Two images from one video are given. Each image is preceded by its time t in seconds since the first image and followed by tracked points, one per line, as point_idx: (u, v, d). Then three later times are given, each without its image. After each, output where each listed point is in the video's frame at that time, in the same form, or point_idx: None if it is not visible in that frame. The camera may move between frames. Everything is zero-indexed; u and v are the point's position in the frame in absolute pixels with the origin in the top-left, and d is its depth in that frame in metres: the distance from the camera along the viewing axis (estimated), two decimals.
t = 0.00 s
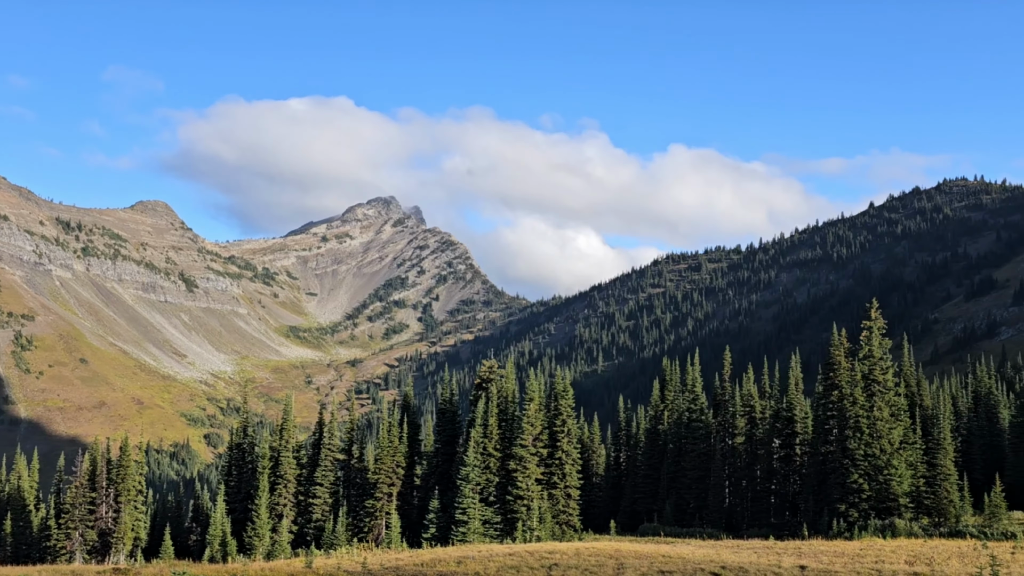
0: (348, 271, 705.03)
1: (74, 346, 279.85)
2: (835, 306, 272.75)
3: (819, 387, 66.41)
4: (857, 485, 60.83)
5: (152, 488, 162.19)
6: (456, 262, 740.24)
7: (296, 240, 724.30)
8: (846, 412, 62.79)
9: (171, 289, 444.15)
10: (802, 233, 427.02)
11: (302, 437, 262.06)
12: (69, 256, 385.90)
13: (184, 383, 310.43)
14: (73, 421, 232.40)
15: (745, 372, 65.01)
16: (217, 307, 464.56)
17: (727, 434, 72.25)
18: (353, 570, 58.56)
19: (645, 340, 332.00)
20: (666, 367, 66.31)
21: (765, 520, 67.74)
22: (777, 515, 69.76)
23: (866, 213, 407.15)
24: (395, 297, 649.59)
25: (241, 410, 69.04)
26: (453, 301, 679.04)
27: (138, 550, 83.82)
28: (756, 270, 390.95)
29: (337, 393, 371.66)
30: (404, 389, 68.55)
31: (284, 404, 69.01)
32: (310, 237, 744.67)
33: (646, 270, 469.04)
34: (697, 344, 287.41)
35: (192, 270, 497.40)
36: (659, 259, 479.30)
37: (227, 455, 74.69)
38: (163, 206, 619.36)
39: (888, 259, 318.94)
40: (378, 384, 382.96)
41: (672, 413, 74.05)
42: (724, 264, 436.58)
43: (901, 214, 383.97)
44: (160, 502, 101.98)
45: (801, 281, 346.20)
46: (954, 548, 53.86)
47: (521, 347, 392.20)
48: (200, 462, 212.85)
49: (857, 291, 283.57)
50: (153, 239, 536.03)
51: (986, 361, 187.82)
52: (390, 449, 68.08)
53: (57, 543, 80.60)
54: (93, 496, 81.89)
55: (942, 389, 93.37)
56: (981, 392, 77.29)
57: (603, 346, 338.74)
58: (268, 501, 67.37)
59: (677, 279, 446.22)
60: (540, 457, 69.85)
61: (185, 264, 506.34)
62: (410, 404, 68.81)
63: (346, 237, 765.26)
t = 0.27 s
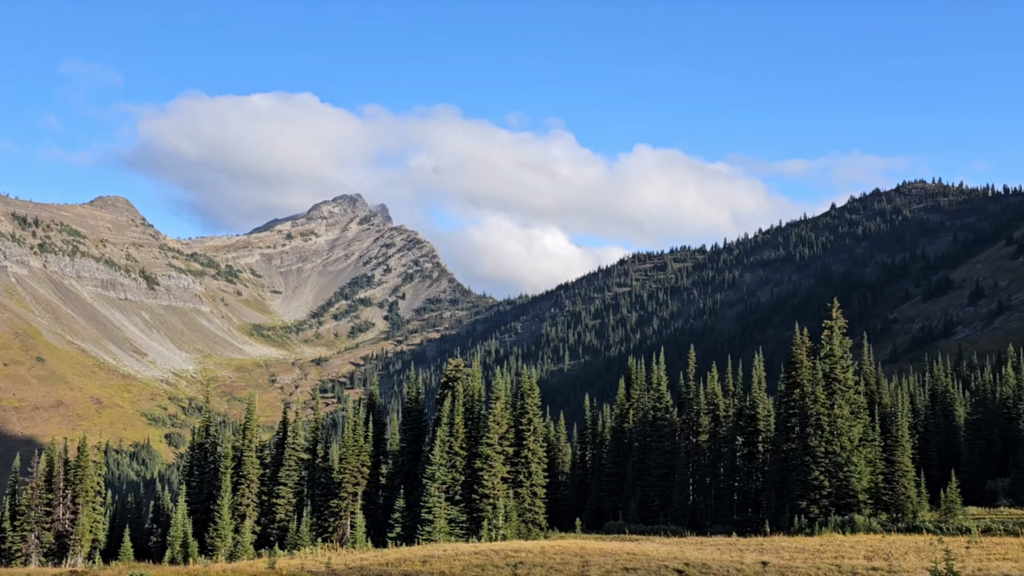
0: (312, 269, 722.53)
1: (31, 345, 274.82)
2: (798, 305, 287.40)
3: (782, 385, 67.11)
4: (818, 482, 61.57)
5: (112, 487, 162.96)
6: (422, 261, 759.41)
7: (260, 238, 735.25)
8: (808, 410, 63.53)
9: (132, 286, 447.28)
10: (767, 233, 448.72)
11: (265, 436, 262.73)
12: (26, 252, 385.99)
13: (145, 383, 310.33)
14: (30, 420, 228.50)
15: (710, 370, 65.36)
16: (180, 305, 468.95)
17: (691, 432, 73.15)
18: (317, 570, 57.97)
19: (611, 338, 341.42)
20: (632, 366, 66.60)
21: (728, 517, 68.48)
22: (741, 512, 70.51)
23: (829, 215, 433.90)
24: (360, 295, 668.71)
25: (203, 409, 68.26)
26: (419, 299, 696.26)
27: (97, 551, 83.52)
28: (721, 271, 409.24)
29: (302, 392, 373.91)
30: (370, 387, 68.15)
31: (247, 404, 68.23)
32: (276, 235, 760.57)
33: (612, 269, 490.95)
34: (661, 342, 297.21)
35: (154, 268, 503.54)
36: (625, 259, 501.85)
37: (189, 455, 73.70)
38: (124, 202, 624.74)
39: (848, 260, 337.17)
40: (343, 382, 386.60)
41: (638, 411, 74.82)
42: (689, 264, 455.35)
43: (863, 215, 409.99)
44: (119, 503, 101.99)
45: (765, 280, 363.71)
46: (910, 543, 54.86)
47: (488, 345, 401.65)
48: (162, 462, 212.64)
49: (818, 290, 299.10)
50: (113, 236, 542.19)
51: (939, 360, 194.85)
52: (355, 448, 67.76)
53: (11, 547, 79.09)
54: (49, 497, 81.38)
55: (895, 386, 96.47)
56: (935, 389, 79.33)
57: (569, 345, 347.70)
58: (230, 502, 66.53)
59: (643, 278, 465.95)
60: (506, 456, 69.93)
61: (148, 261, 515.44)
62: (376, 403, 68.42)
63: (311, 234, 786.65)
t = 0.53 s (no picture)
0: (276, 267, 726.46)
1: None
2: (760, 305, 290.05)
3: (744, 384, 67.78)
4: (779, 478, 62.28)
5: (69, 489, 160.85)
6: (388, 258, 764.11)
7: (223, 234, 750.51)
8: (770, 408, 64.05)
9: (90, 283, 447.74)
10: (732, 233, 459.77)
11: (227, 435, 262.10)
12: None
13: (102, 382, 307.14)
14: None
15: (674, 368, 65.86)
16: (140, 302, 466.81)
17: (656, 430, 73.89)
18: (279, 570, 57.28)
19: (577, 336, 344.75)
20: (598, 365, 67.37)
21: (691, 514, 69.38)
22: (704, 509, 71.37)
23: (792, 215, 445.37)
24: (325, 292, 669.88)
25: (163, 409, 67.17)
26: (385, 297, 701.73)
27: (51, 555, 81.69)
28: (685, 269, 415.09)
29: (264, 390, 372.07)
30: (334, 386, 68.06)
31: (208, 402, 67.30)
32: (240, 232, 769.76)
33: (579, 268, 496.59)
34: (627, 341, 303.18)
35: (113, 265, 503.70)
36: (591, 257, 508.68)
37: (148, 454, 72.52)
38: (82, 198, 618.65)
39: (809, 260, 345.86)
40: (307, 381, 384.85)
41: (602, 410, 76.01)
42: (654, 263, 464.16)
43: (824, 215, 423.25)
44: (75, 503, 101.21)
45: (729, 280, 368.17)
46: (868, 537, 55.79)
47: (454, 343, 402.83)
48: (119, 462, 210.55)
49: (781, 289, 304.49)
50: (70, 232, 542.86)
51: (896, 359, 200.08)
52: (320, 447, 67.35)
53: None
54: (4, 498, 80.50)
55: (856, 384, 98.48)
56: (894, 387, 81.10)
57: (535, 344, 352.03)
58: (190, 502, 65.77)
59: (609, 276, 474.33)
60: (472, 454, 70.53)
61: (107, 258, 517.82)
62: (340, 401, 69.25)
63: (275, 231, 792.15)
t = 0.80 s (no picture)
0: (239, 264, 720.93)
1: None
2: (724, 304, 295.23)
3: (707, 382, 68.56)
4: (741, 475, 63.00)
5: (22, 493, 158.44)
6: (353, 256, 763.66)
7: (184, 231, 744.17)
8: (733, 406, 64.74)
9: (45, 279, 443.13)
10: (697, 233, 469.40)
11: (188, 435, 261.00)
12: None
13: (59, 380, 303.08)
14: None
15: (639, 367, 66.44)
16: (97, 299, 459.78)
17: (621, 428, 74.49)
18: (240, 571, 56.39)
19: (541, 335, 348.27)
20: (563, 363, 68.31)
21: (655, 511, 70.15)
22: (667, 507, 72.30)
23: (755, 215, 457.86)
24: (288, 290, 667.07)
25: (121, 408, 66.03)
26: (350, 295, 700.86)
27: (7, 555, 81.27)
28: (651, 269, 422.06)
29: (227, 389, 368.97)
30: (298, 384, 67.03)
31: (169, 401, 66.35)
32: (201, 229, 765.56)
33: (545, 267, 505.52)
34: (593, 339, 309.29)
35: (70, 261, 497.87)
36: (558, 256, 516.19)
37: (106, 454, 71.19)
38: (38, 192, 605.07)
39: (773, 259, 356.29)
40: (271, 379, 381.83)
41: (567, 409, 77.05)
42: (620, 262, 471.43)
43: (786, 215, 438.64)
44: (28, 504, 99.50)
45: (693, 280, 378.36)
46: (827, 532, 56.70)
47: (420, 341, 405.01)
48: (76, 462, 207.87)
49: (744, 288, 310.90)
50: (25, 226, 533.69)
51: (855, 357, 205.64)
52: (283, 446, 66.58)
53: None
54: None
55: (816, 383, 100.48)
56: (853, 384, 82.80)
57: (501, 342, 357.80)
58: (150, 502, 64.69)
59: (575, 274, 483.55)
60: (437, 453, 71.81)
61: (64, 254, 511.66)
62: (304, 400, 67.39)
63: (238, 228, 785.64)
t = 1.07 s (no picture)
0: (201, 260, 712.91)
1: None
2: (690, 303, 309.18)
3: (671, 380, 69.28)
4: (704, 472, 63.59)
5: None
6: (317, 253, 761.86)
7: (144, 227, 731.82)
8: (696, 404, 65.33)
9: None
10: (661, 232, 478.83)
11: (147, 434, 258.81)
12: None
13: (13, 380, 296.43)
14: None
15: (603, 365, 66.92)
16: (53, 297, 449.98)
17: (586, 426, 74.79)
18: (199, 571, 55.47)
19: (507, 334, 354.21)
20: (530, 362, 69.83)
21: (620, 508, 70.60)
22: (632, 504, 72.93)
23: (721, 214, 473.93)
24: (251, 287, 661.16)
25: (78, 407, 64.93)
26: (314, 292, 698.08)
27: None
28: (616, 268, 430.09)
29: (187, 387, 365.73)
30: (260, 382, 66.14)
31: (127, 399, 65.36)
32: (162, 225, 753.99)
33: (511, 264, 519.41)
34: (558, 338, 318.43)
35: (25, 257, 487.92)
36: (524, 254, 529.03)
37: (63, 455, 70.12)
38: None
39: (736, 259, 370.99)
40: (232, 377, 378.83)
41: (533, 407, 77.72)
42: (586, 260, 481.55)
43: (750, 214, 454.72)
44: None
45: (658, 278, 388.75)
46: (787, 528, 57.45)
47: (385, 340, 409.09)
48: (30, 462, 204.68)
49: (708, 288, 322.94)
50: None
51: (817, 355, 213.60)
52: (245, 446, 65.87)
53: None
54: None
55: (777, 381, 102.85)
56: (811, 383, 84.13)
57: (467, 340, 363.62)
58: (107, 503, 63.66)
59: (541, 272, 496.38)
60: (402, 452, 72.31)
61: (19, 249, 501.00)
62: (267, 399, 66.58)
63: (200, 224, 776.51)
